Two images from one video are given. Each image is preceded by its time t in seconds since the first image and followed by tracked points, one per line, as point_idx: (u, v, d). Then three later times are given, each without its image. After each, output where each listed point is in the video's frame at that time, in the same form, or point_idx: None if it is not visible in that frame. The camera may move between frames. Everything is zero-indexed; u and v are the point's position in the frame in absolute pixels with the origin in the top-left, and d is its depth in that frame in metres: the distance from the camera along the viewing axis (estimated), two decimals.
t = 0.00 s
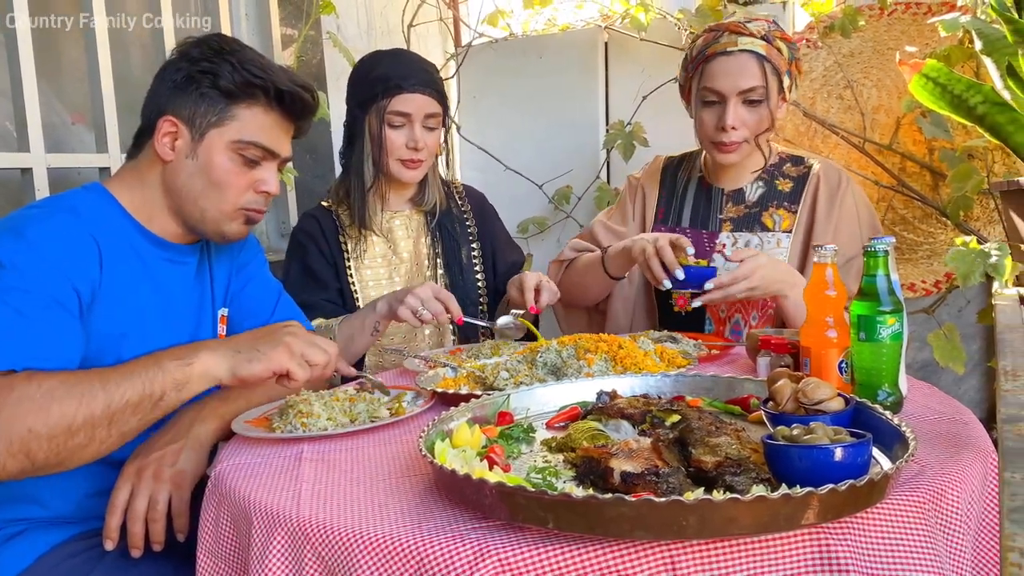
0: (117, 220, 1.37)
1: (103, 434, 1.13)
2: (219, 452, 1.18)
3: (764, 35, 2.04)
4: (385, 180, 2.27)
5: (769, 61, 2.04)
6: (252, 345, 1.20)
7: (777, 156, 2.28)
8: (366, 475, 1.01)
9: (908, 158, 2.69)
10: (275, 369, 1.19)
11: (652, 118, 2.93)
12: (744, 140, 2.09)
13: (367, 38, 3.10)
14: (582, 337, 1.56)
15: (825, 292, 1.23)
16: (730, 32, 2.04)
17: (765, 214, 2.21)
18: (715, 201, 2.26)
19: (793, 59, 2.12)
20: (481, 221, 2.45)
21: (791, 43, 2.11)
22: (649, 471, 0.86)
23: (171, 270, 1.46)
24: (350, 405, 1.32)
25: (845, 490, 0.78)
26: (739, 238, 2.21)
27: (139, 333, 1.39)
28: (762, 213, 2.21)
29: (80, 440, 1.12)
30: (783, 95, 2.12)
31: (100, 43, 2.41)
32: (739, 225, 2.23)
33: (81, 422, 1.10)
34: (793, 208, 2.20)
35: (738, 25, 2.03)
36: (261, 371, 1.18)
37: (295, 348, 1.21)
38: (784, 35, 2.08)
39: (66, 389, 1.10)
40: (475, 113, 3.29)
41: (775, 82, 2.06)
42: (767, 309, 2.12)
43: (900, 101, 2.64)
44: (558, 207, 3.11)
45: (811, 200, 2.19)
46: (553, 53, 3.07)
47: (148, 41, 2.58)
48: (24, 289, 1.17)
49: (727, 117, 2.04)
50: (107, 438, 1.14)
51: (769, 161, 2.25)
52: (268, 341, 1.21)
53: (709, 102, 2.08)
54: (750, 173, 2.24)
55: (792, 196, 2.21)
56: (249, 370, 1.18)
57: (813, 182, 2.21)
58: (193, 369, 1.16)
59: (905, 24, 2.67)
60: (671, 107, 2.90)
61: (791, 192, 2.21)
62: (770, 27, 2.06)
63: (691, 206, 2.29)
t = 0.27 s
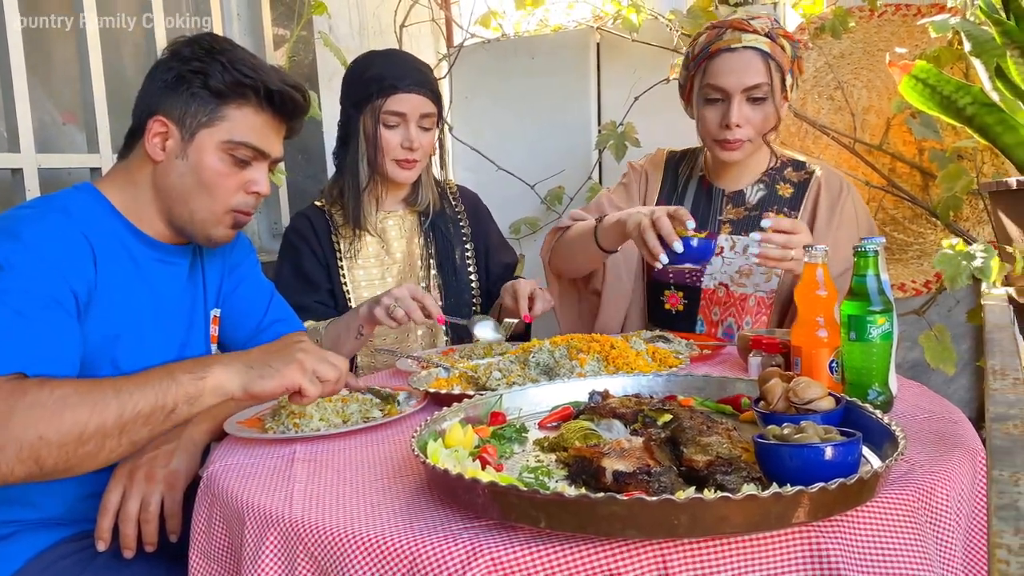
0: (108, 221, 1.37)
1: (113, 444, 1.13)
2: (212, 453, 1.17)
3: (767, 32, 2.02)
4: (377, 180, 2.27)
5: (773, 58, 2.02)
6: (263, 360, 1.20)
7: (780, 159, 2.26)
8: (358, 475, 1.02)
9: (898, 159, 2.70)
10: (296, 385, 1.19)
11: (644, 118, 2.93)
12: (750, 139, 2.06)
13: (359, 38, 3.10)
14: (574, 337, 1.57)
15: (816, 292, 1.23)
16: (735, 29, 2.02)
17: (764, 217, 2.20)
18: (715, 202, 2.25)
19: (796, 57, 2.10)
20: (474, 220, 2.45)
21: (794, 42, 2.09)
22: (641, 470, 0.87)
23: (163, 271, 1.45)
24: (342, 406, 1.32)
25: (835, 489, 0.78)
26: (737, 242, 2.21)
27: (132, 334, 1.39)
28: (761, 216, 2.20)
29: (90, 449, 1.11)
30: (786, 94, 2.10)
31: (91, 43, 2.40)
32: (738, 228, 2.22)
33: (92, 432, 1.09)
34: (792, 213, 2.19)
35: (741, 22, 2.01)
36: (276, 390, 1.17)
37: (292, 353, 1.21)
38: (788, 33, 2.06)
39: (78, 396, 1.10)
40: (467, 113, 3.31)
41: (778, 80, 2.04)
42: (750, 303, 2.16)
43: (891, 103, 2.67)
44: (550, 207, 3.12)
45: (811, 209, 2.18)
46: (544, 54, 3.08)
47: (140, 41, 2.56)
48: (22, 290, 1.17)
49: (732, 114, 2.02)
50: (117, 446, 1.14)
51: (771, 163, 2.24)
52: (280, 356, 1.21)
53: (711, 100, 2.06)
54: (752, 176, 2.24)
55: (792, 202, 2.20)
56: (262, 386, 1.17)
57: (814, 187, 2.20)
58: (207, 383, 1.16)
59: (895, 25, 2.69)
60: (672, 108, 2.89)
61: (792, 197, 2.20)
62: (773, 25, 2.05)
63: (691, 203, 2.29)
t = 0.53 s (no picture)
0: (96, 221, 1.37)
1: (73, 444, 1.14)
2: (202, 453, 1.17)
3: (771, 27, 2.01)
4: (368, 180, 2.27)
5: (776, 52, 2.01)
6: (226, 358, 1.19)
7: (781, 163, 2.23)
8: (349, 476, 1.01)
9: (886, 160, 2.71)
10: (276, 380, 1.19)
11: (634, 119, 2.94)
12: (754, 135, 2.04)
13: (349, 38, 3.10)
14: (565, 337, 1.57)
15: (806, 292, 1.24)
16: (736, 24, 2.01)
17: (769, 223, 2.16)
18: (721, 205, 2.21)
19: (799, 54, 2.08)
20: (465, 221, 2.46)
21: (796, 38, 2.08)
22: (631, 469, 0.87)
23: (152, 271, 1.45)
24: (332, 406, 1.32)
25: (824, 487, 0.79)
26: (745, 248, 2.15)
27: (119, 335, 1.38)
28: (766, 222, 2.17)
29: (50, 449, 1.12)
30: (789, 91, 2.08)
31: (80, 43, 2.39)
32: (743, 235, 2.17)
33: (50, 433, 1.11)
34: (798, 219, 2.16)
35: (744, 18, 2.02)
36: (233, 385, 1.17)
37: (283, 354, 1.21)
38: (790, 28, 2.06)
39: (36, 398, 1.11)
40: (457, 114, 3.32)
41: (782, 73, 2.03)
42: (760, 311, 2.11)
43: (879, 104, 2.67)
44: (541, 208, 3.12)
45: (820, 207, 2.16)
46: (534, 56, 3.09)
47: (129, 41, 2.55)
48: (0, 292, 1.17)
49: (739, 106, 2.00)
50: (78, 446, 1.15)
51: (775, 167, 2.21)
52: (243, 354, 1.20)
53: (717, 95, 2.04)
54: (756, 181, 2.21)
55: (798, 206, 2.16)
56: (222, 383, 1.17)
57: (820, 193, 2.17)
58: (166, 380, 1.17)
59: (883, 27, 2.68)
60: (668, 106, 2.88)
61: (798, 202, 2.17)
62: (774, 20, 2.05)
63: (696, 206, 2.24)
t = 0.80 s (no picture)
0: (87, 222, 1.36)
1: (71, 447, 1.13)
2: (193, 454, 1.17)
3: (771, 27, 1.93)
4: (358, 181, 2.27)
5: (777, 52, 1.93)
6: (226, 363, 1.19)
7: (779, 167, 2.18)
8: (340, 476, 1.02)
9: (874, 160, 2.72)
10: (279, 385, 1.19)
11: (624, 120, 2.95)
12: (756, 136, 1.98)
13: (339, 39, 3.10)
14: (556, 337, 1.58)
15: (793, 292, 1.24)
16: (736, 25, 1.92)
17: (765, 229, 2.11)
18: (719, 210, 2.15)
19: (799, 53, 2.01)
20: (456, 221, 2.46)
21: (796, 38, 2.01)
22: (621, 468, 0.88)
23: (141, 272, 1.44)
24: (323, 407, 1.32)
25: (811, 485, 0.80)
26: (743, 253, 2.10)
27: (109, 336, 1.38)
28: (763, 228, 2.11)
29: (49, 451, 1.12)
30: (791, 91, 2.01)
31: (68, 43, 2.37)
32: (741, 239, 2.12)
33: (48, 436, 1.11)
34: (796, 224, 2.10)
35: (745, 17, 1.92)
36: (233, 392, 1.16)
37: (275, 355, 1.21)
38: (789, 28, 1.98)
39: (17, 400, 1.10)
40: (448, 115, 3.32)
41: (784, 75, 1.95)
42: (761, 320, 2.04)
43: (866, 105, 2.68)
44: (531, 208, 3.12)
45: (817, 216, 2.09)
46: (525, 56, 3.09)
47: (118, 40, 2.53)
48: None
49: (739, 110, 1.92)
50: (76, 450, 1.14)
51: (773, 172, 2.16)
52: (242, 360, 1.19)
53: (717, 97, 1.97)
54: (754, 187, 2.15)
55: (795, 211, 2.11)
56: (221, 389, 1.16)
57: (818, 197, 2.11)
58: (164, 383, 1.17)
59: (870, 29, 2.67)
60: (661, 107, 2.90)
61: (795, 208, 2.11)
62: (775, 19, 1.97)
63: (694, 211, 2.18)
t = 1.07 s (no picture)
0: (74, 223, 1.36)
1: (47, 447, 1.14)
2: (182, 455, 1.17)
3: (756, 31, 1.93)
4: (348, 181, 2.27)
5: (762, 57, 1.93)
6: (197, 356, 1.19)
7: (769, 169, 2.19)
8: (331, 476, 1.02)
9: (862, 161, 2.72)
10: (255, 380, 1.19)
11: (614, 121, 2.96)
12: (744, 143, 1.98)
13: (329, 39, 3.10)
14: (546, 337, 1.58)
15: (782, 292, 1.25)
16: (720, 30, 1.93)
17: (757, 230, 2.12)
18: (709, 210, 2.16)
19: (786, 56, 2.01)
20: (448, 222, 2.46)
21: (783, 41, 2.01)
22: (611, 466, 0.88)
23: (130, 273, 1.44)
24: (314, 407, 1.32)
25: (799, 483, 0.80)
26: (734, 254, 2.12)
27: (97, 337, 1.37)
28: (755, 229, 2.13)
29: (24, 453, 1.13)
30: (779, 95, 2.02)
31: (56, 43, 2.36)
32: (732, 241, 2.14)
33: (22, 437, 1.11)
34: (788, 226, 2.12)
35: (729, 22, 1.93)
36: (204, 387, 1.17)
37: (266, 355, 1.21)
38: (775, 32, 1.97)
39: (5, 401, 1.10)
40: (438, 115, 3.32)
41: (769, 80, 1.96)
42: (750, 321, 2.08)
43: (854, 106, 2.68)
44: (522, 208, 3.13)
45: (807, 218, 2.11)
46: (515, 57, 3.09)
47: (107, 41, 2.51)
48: None
49: (725, 116, 1.93)
50: (51, 449, 1.15)
51: (763, 175, 2.17)
52: (214, 353, 1.20)
53: (703, 105, 1.97)
54: (745, 189, 2.16)
55: (785, 212, 2.12)
56: (193, 383, 1.17)
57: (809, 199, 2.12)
58: (137, 379, 1.17)
59: (858, 30, 2.68)
60: (650, 107, 2.90)
61: (785, 209, 2.12)
62: (760, 23, 1.97)
63: (685, 212, 2.18)
